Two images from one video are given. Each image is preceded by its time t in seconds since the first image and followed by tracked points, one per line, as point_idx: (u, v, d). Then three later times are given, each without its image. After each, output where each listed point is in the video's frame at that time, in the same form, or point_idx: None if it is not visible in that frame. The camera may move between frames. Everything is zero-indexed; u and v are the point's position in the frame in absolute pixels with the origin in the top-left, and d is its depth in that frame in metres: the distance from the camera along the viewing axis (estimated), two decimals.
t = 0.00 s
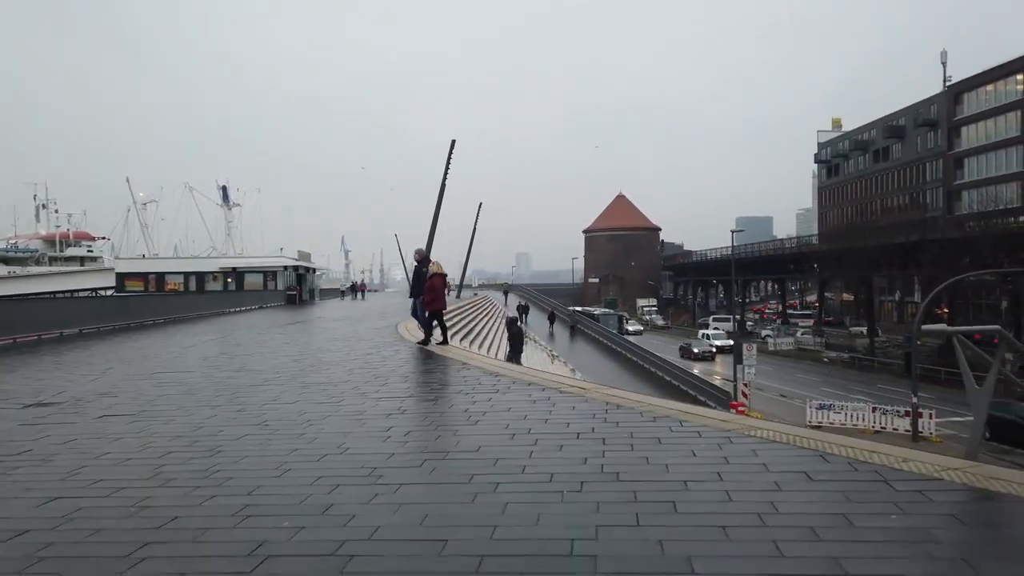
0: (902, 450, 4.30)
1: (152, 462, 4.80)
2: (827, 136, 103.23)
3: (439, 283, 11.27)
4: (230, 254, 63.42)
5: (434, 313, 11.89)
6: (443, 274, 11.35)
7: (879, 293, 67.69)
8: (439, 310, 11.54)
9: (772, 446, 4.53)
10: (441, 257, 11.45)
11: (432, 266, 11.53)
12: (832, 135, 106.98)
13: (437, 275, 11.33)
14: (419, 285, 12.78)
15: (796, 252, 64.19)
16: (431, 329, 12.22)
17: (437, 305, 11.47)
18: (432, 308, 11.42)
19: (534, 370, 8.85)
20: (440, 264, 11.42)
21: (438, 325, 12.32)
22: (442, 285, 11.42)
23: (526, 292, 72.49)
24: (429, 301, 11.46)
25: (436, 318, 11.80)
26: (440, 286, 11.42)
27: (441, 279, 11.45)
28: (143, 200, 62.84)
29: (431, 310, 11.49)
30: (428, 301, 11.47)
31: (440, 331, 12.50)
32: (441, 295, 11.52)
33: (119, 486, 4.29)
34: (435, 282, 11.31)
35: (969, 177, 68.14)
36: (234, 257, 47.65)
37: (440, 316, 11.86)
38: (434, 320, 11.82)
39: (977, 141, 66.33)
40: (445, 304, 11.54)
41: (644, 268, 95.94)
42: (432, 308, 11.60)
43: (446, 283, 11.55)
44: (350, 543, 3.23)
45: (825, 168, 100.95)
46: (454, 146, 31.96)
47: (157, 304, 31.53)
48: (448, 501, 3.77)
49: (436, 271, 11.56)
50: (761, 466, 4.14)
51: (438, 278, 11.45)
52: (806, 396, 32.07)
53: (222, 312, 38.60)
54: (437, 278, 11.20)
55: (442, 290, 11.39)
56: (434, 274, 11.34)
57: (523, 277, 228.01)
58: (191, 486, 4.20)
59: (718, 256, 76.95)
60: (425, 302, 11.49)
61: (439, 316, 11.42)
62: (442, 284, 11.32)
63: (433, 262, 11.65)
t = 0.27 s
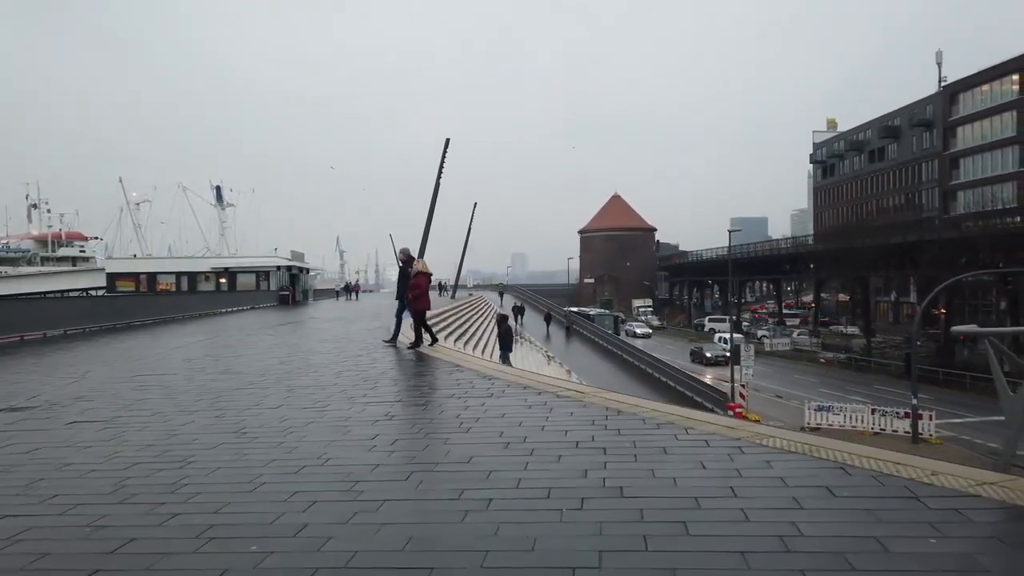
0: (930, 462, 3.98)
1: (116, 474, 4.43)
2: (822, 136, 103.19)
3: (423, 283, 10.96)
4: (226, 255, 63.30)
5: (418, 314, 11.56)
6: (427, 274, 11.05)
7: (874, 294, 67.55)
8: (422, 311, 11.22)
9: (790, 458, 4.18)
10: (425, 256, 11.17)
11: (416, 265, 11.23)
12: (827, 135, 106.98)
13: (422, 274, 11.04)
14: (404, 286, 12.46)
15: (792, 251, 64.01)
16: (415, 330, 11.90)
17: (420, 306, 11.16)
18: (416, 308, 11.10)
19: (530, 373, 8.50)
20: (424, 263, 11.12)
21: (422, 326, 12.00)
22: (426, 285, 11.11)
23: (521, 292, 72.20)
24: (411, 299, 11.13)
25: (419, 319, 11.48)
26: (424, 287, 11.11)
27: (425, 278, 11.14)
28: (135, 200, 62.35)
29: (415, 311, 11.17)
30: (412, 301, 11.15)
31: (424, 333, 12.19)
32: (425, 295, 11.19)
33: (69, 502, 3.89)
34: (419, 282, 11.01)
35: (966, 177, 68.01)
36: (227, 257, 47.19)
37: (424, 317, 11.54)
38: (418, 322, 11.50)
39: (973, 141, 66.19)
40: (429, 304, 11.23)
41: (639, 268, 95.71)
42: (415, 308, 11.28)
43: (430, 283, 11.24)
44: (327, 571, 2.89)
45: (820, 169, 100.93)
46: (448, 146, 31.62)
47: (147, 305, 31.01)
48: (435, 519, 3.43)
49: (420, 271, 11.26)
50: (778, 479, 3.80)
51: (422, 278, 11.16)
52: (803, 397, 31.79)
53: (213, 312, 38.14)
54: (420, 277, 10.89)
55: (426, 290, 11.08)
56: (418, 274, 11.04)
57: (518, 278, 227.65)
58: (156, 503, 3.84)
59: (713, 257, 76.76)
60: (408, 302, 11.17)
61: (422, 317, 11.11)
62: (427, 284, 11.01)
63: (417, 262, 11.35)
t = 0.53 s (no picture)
0: (961, 489, 3.65)
1: (68, 500, 4.04)
2: (818, 136, 103.09)
3: (406, 283, 10.70)
4: (220, 254, 62.99)
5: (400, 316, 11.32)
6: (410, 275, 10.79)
7: (871, 294, 67.42)
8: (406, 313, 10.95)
9: (809, 482, 3.82)
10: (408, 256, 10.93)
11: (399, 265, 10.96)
12: (822, 135, 106.89)
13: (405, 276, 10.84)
14: (384, 289, 12.17)
15: (788, 252, 63.83)
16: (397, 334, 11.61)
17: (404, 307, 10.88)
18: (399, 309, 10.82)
19: (525, 381, 8.13)
20: (406, 263, 10.88)
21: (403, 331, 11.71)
22: (409, 286, 10.86)
23: (517, 292, 71.89)
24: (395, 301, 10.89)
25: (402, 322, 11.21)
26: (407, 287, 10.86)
27: (409, 279, 10.89)
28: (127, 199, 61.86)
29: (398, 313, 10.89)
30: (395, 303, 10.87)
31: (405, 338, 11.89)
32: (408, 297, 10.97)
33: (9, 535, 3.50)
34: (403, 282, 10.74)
35: (962, 176, 67.81)
36: (219, 258, 46.67)
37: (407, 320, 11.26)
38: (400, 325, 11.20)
39: (970, 141, 66.00)
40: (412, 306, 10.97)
41: (635, 268, 95.49)
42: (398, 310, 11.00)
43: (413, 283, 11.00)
44: None
45: (816, 169, 100.80)
46: (442, 145, 31.23)
47: (138, 306, 30.59)
48: (418, 557, 3.05)
49: (403, 272, 11.01)
50: (798, 509, 3.44)
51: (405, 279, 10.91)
52: (801, 399, 31.48)
53: (205, 313, 37.75)
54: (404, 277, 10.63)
55: (409, 291, 10.83)
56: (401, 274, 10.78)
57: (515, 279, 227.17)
58: (105, 537, 3.44)
59: (709, 257, 76.59)
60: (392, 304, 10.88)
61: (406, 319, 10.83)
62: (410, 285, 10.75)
63: (400, 262, 11.09)
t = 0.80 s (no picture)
0: (985, 511, 3.46)
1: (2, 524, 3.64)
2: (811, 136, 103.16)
3: (383, 281, 10.83)
4: (211, 254, 62.54)
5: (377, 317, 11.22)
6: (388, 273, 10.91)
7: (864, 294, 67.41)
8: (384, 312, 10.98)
9: (823, 504, 3.56)
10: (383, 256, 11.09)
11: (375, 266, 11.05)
12: (815, 135, 106.97)
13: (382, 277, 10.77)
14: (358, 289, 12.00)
15: (781, 252, 63.74)
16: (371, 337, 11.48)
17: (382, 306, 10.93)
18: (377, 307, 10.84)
19: (512, 385, 7.88)
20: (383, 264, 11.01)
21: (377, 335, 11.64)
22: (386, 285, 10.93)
23: (509, 292, 71.60)
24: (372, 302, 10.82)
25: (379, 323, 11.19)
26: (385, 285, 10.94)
27: (386, 278, 10.99)
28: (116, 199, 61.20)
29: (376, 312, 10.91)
30: (372, 302, 10.90)
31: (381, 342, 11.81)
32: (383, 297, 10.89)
33: None
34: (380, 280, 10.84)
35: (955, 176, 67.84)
36: (207, 258, 46.08)
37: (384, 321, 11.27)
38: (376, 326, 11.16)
39: (963, 141, 66.00)
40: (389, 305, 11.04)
41: (628, 268, 95.31)
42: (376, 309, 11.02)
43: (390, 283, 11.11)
44: None
45: (809, 168, 100.83)
46: (433, 144, 30.79)
47: (124, 306, 30.11)
48: None
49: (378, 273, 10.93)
50: (814, 534, 3.18)
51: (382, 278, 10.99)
52: (796, 399, 31.29)
53: (193, 313, 37.28)
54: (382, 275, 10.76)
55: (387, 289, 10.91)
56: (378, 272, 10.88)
57: (506, 278, 227.08)
58: (33, 568, 3.06)
59: (702, 257, 76.46)
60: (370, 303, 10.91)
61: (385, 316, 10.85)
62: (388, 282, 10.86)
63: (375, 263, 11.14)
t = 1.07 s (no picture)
0: (997, 535, 3.80)
1: None
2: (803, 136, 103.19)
3: (356, 282, 10.68)
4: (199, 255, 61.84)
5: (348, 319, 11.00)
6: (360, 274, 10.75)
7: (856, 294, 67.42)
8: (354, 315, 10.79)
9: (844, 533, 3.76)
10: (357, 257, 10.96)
11: (347, 266, 10.89)
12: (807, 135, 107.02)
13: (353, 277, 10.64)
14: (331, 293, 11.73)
15: (774, 252, 63.62)
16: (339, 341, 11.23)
17: (354, 308, 10.75)
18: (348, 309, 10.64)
19: (500, 390, 7.76)
20: (356, 265, 10.88)
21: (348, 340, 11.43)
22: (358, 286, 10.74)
23: (501, 292, 71.19)
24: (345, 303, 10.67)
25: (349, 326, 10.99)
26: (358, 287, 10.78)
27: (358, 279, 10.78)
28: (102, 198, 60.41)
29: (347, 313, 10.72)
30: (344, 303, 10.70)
31: (352, 347, 11.59)
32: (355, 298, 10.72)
33: None
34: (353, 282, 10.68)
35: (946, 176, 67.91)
36: (196, 258, 45.52)
37: (355, 324, 11.09)
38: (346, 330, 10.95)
39: (954, 140, 66.08)
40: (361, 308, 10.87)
41: (620, 268, 95.04)
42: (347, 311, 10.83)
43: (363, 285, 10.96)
44: None
45: (801, 168, 100.86)
46: (423, 143, 30.44)
47: (112, 307, 29.65)
48: None
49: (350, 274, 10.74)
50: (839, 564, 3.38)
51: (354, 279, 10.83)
52: (789, 400, 31.10)
53: (182, 313, 36.76)
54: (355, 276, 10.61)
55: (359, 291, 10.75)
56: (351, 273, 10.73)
57: (499, 278, 226.65)
58: None
59: (694, 257, 76.35)
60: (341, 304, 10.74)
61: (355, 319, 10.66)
62: (360, 284, 10.70)
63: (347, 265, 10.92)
